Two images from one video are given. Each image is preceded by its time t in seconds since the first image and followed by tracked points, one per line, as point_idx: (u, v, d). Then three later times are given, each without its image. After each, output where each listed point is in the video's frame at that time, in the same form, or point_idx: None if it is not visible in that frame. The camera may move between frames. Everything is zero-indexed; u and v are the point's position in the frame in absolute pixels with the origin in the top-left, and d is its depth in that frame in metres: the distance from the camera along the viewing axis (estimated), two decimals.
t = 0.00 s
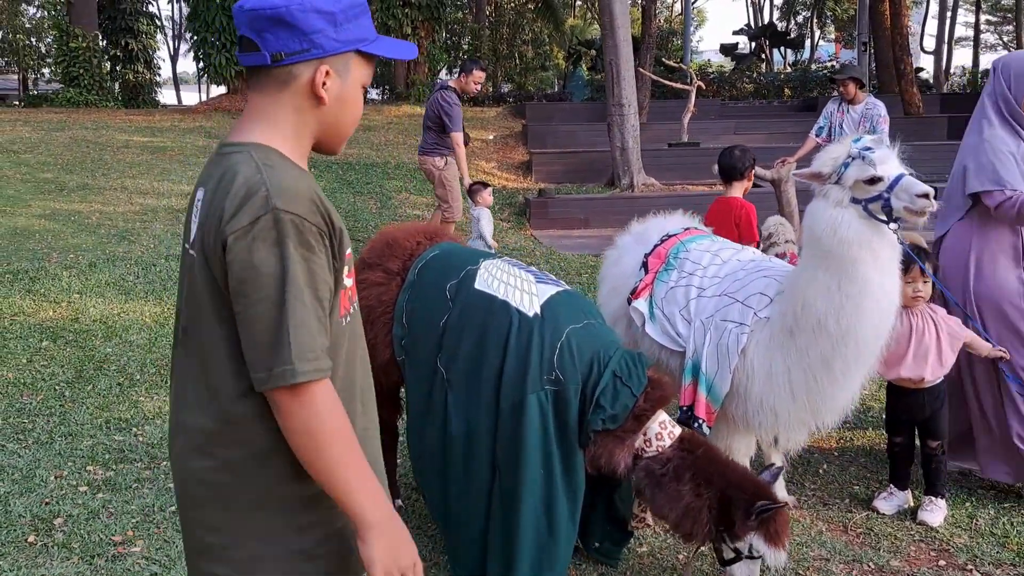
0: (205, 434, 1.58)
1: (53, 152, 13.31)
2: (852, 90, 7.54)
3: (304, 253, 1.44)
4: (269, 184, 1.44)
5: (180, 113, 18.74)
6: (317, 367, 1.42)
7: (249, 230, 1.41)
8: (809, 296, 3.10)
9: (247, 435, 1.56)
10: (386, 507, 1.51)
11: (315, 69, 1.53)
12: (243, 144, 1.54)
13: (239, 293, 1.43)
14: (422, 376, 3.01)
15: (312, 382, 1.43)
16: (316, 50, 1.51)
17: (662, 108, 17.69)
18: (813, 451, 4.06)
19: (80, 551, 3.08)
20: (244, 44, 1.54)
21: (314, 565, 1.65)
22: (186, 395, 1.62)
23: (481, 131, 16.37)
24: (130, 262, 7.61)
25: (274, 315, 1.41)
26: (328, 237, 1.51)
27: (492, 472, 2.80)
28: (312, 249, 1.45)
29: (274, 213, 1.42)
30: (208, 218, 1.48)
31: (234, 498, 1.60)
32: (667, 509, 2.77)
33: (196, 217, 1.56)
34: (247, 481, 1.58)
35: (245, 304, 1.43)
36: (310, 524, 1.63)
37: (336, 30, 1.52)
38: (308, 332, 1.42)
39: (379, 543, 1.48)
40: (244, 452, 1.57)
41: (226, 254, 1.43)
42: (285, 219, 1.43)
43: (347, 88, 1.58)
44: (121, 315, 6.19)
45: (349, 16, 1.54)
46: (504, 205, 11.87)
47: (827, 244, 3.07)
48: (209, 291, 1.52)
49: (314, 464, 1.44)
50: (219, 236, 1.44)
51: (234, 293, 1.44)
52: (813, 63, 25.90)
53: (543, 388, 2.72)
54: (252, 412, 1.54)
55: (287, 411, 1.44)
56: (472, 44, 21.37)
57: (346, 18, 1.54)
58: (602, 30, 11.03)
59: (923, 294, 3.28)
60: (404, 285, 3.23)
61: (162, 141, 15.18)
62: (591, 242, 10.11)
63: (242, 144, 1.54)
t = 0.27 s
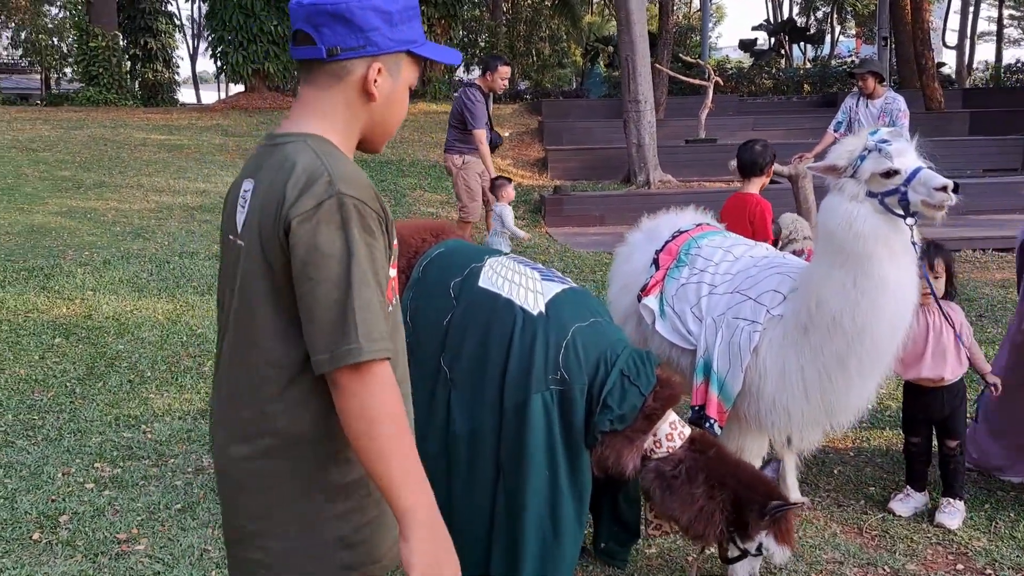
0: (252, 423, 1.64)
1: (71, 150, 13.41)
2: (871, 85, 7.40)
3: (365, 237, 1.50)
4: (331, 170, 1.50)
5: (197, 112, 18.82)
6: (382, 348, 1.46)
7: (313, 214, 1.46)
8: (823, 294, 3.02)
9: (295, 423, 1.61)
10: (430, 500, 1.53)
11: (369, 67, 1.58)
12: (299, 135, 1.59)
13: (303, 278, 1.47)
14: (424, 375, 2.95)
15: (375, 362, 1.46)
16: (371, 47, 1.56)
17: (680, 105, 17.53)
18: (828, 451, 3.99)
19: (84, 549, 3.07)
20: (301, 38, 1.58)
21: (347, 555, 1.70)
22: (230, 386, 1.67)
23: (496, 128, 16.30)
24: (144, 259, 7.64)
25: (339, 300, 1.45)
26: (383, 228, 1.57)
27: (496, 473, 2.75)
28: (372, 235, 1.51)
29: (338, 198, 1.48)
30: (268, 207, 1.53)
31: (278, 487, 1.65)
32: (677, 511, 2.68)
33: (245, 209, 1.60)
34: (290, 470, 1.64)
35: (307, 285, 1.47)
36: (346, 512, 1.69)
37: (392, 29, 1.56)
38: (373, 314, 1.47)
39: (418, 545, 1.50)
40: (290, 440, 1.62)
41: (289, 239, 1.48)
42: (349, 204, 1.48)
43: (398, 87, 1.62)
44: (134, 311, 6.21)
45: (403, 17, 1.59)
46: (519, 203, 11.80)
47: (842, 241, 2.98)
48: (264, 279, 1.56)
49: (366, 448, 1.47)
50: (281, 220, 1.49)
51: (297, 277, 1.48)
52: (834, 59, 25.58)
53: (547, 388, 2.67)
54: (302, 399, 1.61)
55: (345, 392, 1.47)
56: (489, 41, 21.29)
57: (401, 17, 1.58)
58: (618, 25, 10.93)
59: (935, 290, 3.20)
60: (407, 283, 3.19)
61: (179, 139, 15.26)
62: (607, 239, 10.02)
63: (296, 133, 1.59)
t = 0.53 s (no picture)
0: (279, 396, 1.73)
1: (91, 151, 13.56)
2: (887, 80, 7.21)
3: (374, 220, 1.58)
4: (347, 161, 1.60)
5: (216, 112, 18.95)
6: (382, 324, 1.53)
7: (326, 201, 1.56)
8: (826, 293, 2.96)
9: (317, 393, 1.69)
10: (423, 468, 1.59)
11: (392, 70, 1.71)
12: (322, 133, 1.70)
13: (316, 256, 1.56)
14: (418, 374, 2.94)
15: (371, 338, 1.53)
16: (394, 53, 1.69)
17: (697, 102, 17.37)
18: (835, 451, 3.92)
19: (80, 548, 3.10)
20: (330, 47, 1.72)
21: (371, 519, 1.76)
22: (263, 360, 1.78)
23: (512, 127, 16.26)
24: (157, 258, 7.69)
25: (346, 276, 1.54)
26: (394, 214, 1.65)
27: (491, 473, 2.73)
28: (381, 220, 1.59)
29: (349, 186, 1.57)
30: (291, 197, 1.64)
31: (303, 454, 1.73)
32: (670, 512, 2.59)
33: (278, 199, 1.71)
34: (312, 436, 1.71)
35: (320, 264, 1.56)
36: (368, 477, 1.74)
37: (413, 38, 1.70)
38: (376, 292, 1.54)
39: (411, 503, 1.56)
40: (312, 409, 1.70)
41: (305, 221, 1.58)
42: (360, 192, 1.58)
43: (418, 91, 1.75)
44: (144, 310, 6.25)
45: (423, 27, 1.73)
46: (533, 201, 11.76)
47: (845, 238, 2.92)
48: (288, 262, 1.67)
49: (364, 419, 1.54)
50: (300, 206, 1.60)
51: (310, 258, 1.58)
52: (856, 55, 25.24)
53: (542, 388, 2.65)
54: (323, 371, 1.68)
55: (345, 363, 1.54)
56: (506, 39, 21.24)
57: (422, 26, 1.72)
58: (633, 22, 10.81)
59: (940, 286, 3.12)
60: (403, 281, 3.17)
61: (196, 139, 15.37)
62: (620, 237, 9.95)
63: (322, 132, 1.70)
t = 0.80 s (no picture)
0: (275, 359, 1.89)
1: (93, 150, 13.59)
2: (888, 79, 6.81)
3: (359, 193, 1.74)
4: (340, 139, 1.75)
5: (220, 111, 18.96)
6: (362, 286, 1.70)
7: (316, 173, 1.71)
8: (808, 294, 2.92)
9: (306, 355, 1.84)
10: (408, 407, 1.81)
11: (395, 65, 1.88)
12: (325, 118, 1.86)
13: (303, 221, 1.72)
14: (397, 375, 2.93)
15: (349, 299, 1.70)
16: (399, 50, 1.88)
17: (702, 101, 17.27)
18: (824, 454, 3.88)
19: (59, 548, 3.11)
20: (341, 46, 1.89)
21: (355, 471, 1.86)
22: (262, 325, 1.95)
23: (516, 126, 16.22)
24: (154, 257, 7.69)
25: (330, 240, 1.70)
26: (380, 188, 1.80)
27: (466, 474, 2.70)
28: (366, 192, 1.75)
29: (338, 161, 1.72)
30: (288, 172, 1.79)
31: (295, 408, 1.87)
32: (646, 510, 2.53)
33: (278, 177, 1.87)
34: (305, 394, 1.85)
35: (307, 230, 1.71)
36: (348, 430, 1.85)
37: (416, 38, 1.90)
38: (358, 255, 1.71)
39: (403, 437, 1.81)
40: (304, 368, 1.85)
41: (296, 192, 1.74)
42: (347, 166, 1.73)
43: (418, 86, 1.93)
44: (139, 309, 6.24)
45: (425, 29, 1.93)
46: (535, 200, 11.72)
47: (830, 238, 2.87)
48: (285, 235, 1.84)
49: (352, 370, 1.73)
50: (293, 179, 1.76)
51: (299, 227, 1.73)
52: (864, 55, 25.07)
53: (519, 389, 2.61)
54: (310, 335, 1.83)
55: (325, 323, 1.71)
56: (511, 39, 21.19)
57: (424, 28, 1.92)
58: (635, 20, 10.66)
59: (927, 286, 3.09)
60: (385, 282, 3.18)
61: (199, 138, 15.39)
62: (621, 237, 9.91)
63: (327, 117, 1.86)
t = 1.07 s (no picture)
0: (258, 333, 1.86)
1: (88, 147, 13.56)
2: (882, 78, 6.74)
3: (348, 172, 1.72)
4: (333, 124, 1.75)
5: (217, 109, 18.94)
6: (345, 256, 1.65)
7: (309, 152, 1.71)
8: (792, 294, 2.90)
9: (289, 331, 1.82)
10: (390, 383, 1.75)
11: (394, 66, 1.87)
12: (322, 113, 1.84)
13: (295, 196, 1.70)
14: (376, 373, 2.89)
15: (334, 269, 1.66)
16: (397, 51, 1.86)
17: (699, 100, 17.24)
18: (810, 454, 3.87)
19: (39, 547, 3.10)
20: (338, 47, 1.87)
21: (326, 454, 1.83)
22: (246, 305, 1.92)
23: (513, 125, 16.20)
24: (146, 254, 7.67)
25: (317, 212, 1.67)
26: (370, 172, 1.78)
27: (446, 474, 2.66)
28: (355, 171, 1.73)
29: (330, 141, 1.72)
30: (282, 157, 1.78)
31: (271, 384, 1.84)
32: (624, 511, 2.52)
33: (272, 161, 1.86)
34: (284, 368, 1.82)
35: (296, 206, 1.69)
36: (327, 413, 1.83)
37: (414, 41, 1.89)
38: (342, 228, 1.67)
39: (383, 411, 1.75)
40: (284, 342, 1.82)
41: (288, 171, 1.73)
42: (339, 147, 1.72)
43: (414, 89, 1.92)
44: (129, 306, 6.23)
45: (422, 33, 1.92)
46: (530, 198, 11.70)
47: (814, 238, 2.84)
48: (276, 217, 1.82)
49: (330, 335, 1.67)
50: (286, 160, 1.75)
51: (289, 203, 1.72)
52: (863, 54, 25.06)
53: (500, 388, 2.57)
54: (295, 313, 1.81)
55: (308, 289, 1.66)
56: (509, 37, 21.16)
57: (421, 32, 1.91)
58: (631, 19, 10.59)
59: (915, 285, 3.07)
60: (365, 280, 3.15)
61: (195, 136, 15.37)
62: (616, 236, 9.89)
63: (326, 112, 1.83)
